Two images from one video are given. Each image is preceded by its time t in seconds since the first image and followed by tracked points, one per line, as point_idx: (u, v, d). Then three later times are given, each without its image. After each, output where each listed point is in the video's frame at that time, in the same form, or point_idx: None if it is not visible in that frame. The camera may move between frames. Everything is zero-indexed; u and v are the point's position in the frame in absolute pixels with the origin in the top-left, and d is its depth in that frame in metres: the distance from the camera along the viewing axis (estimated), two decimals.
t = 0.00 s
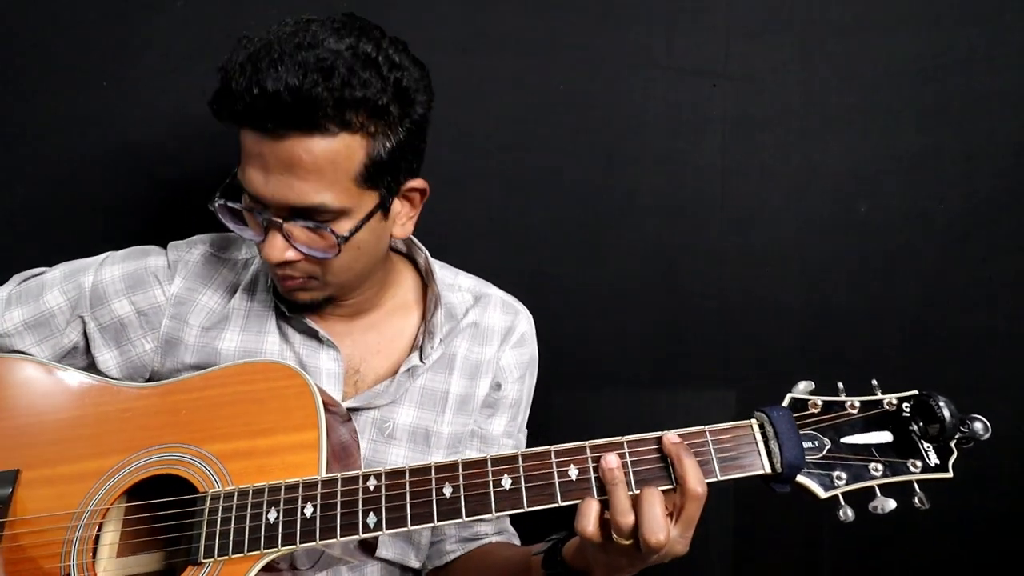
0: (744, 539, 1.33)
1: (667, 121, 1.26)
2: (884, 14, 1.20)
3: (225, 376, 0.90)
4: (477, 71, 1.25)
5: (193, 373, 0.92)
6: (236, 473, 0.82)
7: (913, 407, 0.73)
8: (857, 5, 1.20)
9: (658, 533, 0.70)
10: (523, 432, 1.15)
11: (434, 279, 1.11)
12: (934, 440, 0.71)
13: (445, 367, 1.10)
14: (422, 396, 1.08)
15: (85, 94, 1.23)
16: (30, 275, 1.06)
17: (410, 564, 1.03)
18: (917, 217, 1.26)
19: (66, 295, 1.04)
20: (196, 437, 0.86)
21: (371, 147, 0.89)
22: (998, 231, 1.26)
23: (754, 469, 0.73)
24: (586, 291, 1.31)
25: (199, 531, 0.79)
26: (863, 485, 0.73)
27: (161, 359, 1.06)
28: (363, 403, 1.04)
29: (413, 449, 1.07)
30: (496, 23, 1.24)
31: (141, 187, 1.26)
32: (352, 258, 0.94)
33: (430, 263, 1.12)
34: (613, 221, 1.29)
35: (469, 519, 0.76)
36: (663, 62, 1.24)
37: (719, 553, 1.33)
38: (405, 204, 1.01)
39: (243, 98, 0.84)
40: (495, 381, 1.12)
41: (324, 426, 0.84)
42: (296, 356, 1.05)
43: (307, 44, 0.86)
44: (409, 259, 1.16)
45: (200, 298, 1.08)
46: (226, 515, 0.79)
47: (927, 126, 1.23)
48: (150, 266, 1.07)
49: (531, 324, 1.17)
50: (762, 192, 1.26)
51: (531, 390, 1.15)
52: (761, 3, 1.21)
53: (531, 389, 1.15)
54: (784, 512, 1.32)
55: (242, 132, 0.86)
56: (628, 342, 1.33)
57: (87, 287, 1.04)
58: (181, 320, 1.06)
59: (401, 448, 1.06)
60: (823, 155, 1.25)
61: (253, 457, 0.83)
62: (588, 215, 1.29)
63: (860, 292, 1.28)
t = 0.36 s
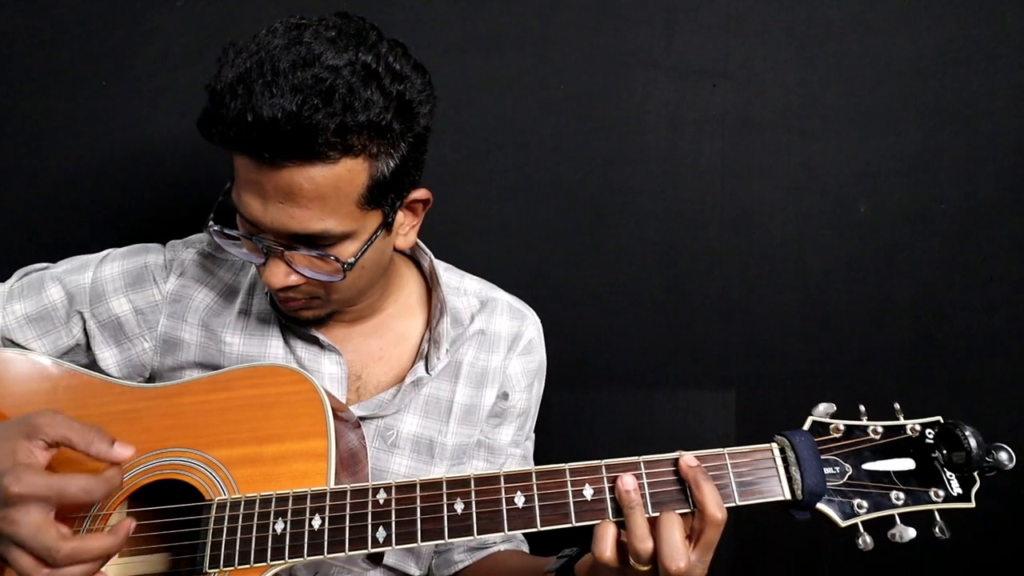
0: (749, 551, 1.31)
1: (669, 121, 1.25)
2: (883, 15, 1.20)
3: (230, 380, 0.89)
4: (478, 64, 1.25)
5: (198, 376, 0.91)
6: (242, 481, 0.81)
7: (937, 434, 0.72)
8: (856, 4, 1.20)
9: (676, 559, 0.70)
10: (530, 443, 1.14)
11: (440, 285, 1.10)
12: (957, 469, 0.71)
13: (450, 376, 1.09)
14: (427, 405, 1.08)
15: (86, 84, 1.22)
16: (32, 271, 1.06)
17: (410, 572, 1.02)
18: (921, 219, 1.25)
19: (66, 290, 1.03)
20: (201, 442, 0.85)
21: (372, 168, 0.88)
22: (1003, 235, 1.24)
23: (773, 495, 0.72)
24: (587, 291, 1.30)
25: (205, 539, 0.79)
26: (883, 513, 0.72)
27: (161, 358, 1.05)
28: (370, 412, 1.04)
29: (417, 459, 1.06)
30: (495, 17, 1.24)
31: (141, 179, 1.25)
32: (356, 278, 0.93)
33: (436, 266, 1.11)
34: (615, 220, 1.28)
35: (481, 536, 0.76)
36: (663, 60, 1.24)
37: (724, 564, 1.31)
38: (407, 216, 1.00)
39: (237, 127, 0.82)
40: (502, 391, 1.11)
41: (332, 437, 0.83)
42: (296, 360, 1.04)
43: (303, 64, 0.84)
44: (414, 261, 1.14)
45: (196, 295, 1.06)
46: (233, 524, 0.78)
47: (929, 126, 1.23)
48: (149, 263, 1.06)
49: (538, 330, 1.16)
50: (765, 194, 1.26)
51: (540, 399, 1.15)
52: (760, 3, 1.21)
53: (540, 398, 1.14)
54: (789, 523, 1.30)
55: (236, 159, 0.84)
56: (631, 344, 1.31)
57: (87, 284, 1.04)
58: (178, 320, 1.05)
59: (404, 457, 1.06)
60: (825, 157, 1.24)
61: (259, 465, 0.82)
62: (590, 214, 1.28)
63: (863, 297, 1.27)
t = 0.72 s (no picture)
0: (748, 549, 1.31)
1: (668, 121, 1.25)
2: (883, 14, 1.21)
3: (232, 381, 0.89)
4: (477, 65, 1.25)
5: (200, 376, 0.91)
6: (246, 482, 0.82)
7: (938, 435, 0.72)
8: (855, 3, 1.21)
9: (681, 560, 0.71)
10: (532, 445, 1.14)
11: (445, 285, 1.10)
12: (958, 470, 0.71)
13: (455, 376, 1.10)
14: (432, 405, 1.08)
15: (87, 84, 1.23)
16: (35, 268, 1.06)
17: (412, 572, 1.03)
18: (921, 218, 1.25)
19: (71, 289, 1.04)
20: (203, 443, 0.85)
21: (404, 157, 0.88)
22: (1004, 233, 1.25)
23: (776, 496, 0.72)
24: (587, 290, 1.31)
25: (208, 540, 0.79)
26: (884, 514, 0.73)
27: (165, 357, 1.05)
28: (375, 411, 1.04)
29: (421, 458, 1.07)
30: (495, 17, 1.24)
31: (141, 179, 1.25)
32: (379, 267, 0.93)
33: (441, 267, 1.10)
34: (616, 220, 1.28)
35: (484, 537, 0.76)
36: (663, 61, 1.24)
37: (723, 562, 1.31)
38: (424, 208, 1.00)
39: (275, 114, 0.81)
40: (506, 392, 1.11)
41: (336, 438, 0.84)
42: (301, 360, 1.04)
43: (340, 54, 0.84)
44: (418, 262, 1.14)
45: (203, 294, 1.06)
46: (235, 525, 0.78)
47: (927, 126, 1.23)
48: (154, 262, 1.06)
49: (541, 331, 1.16)
50: (764, 195, 1.26)
51: (541, 403, 1.14)
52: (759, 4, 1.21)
53: (542, 401, 1.15)
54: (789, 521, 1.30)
55: (267, 143, 0.83)
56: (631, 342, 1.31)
57: (92, 282, 1.04)
58: (185, 319, 1.05)
59: (408, 457, 1.06)
60: (824, 157, 1.24)
61: (262, 466, 0.82)
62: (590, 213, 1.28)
63: (863, 297, 1.27)
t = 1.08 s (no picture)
0: (749, 547, 1.31)
1: (668, 121, 1.26)
2: (881, 16, 1.22)
3: (245, 377, 0.90)
4: (479, 64, 1.26)
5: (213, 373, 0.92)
6: (258, 476, 0.82)
7: (942, 436, 0.72)
8: (854, 6, 1.22)
9: (689, 555, 0.72)
10: (526, 438, 1.15)
11: (434, 279, 1.11)
12: (961, 471, 0.71)
13: (445, 368, 1.11)
14: (423, 396, 1.09)
15: (91, 83, 1.23)
16: (42, 264, 1.07)
17: (411, 565, 1.04)
18: (921, 219, 1.26)
19: (78, 280, 1.05)
20: (216, 438, 0.86)
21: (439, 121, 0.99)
22: (1002, 232, 1.26)
23: (781, 494, 0.73)
24: (590, 290, 1.31)
25: (221, 534, 0.80)
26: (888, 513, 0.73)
27: (171, 347, 1.06)
28: (368, 402, 1.05)
29: (413, 450, 1.07)
30: (497, 17, 1.25)
31: (146, 177, 1.26)
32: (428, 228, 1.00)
33: (431, 263, 1.12)
34: (617, 219, 1.29)
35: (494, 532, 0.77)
36: (663, 61, 1.24)
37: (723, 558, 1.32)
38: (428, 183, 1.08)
39: (345, 77, 0.87)
40: (496, 384, 1.13)
41: (347, 432, 0.84)
42: (297, 355, 1.05)
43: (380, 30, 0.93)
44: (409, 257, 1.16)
45: (207, 282, 1.07)
46: (248, 520, 0.79)
47: (926, 127, 1.24)
48: (159, 253, 1.07)
49: (530, 327, 1.18)
50: (764, 196, 1.26)
51: (533, 393, 1.16)
52: (759, 6, 1.22)
53: (533, 393, 1.17)
54: (789, 519, 1.31)
55: (341, 112, 0.88)
56: (631, 340, 1.31)
57: (99, 274, 1.05)
58: (193, 307, 1.06)
59: (401, 448, 1.07)
60: (824, 158, 1.25)
61: (273, 460, 0.83)
62: (591, 211, 1.29)
63: (863, 298, 1.28)
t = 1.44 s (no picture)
0: (747, 542, 1.33)
1: (669, 119, 1.28)
2: (877, 17, 1.25)
3: (236, 372, 0.91)
4: (484, 66, 1.28)
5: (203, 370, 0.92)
6: (246, 470, 0.83)
7: (914, 412, 0.74)
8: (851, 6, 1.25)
9: (676, 518, 0.72)
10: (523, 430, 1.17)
11: (429, 280, 1.12)
12: (933, 444, 0.73)
13: (440, 366, 1.11)
14: (419, 394, 1.09)
15: (92, 84, 1.23)
16: (36, 267, 1.08)
17: (407, 561, 1.04)
18: (916, 218, 1.28)
19: (72, 283, 1.05)
20: (205, 434, 0.86)
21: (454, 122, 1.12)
22: (999, 232, 1.28)
23: (760, 471, 0.74)
24: (591, 289, 1.32)
25: (210, 528, 0.80)
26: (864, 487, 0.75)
27: (163, 351, 1.05)
28: (362, 400, 1.04)
29: (411, 446, 1.07)
30: (503, 21, 1.27)
31: (143, 180, 1.25)
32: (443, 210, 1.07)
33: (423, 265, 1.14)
34: (619, 219, 1.30)
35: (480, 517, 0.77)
36: (665, 61, 1.27)
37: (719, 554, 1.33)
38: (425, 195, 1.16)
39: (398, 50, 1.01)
40: (489, 380, 1.14)
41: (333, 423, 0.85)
42: (297, 352, 1.06)
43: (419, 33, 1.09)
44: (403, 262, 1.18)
45: (204, 286, 1.07)
46: (237, 512, 0.80)
47: (921, 128, 1.27)
48: (155, 257, 1.07)
49: (521, 325, 1.19)
50: (762, 192, 1.29)
51: (525, 389, 1.18)
52: (759, 6, 1.25)
53: (527, 388, 1.18)
54: (788, 515, 1.32)
55: (393, 78, 1.00)
56: (632, 339, 1.32)
57: (93, 278, 1.06)
58: (185, 311, 1.06)
59: (399, 445, 1.07)
60: (823, 155, 1.27)
61: (261, 455, 0.84)
62: (593, 211, 1.30)
63: (860, 293, 1.30)
